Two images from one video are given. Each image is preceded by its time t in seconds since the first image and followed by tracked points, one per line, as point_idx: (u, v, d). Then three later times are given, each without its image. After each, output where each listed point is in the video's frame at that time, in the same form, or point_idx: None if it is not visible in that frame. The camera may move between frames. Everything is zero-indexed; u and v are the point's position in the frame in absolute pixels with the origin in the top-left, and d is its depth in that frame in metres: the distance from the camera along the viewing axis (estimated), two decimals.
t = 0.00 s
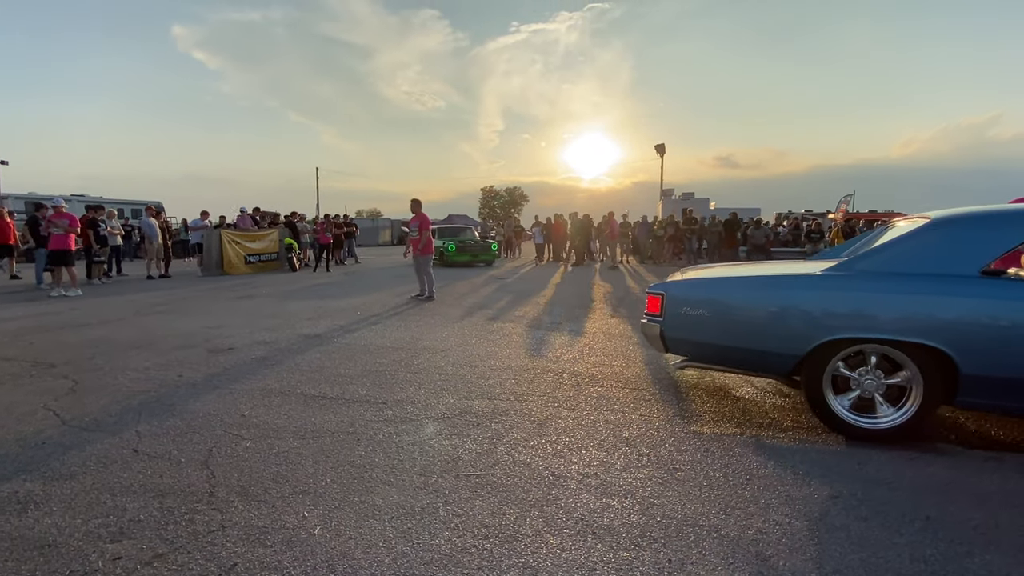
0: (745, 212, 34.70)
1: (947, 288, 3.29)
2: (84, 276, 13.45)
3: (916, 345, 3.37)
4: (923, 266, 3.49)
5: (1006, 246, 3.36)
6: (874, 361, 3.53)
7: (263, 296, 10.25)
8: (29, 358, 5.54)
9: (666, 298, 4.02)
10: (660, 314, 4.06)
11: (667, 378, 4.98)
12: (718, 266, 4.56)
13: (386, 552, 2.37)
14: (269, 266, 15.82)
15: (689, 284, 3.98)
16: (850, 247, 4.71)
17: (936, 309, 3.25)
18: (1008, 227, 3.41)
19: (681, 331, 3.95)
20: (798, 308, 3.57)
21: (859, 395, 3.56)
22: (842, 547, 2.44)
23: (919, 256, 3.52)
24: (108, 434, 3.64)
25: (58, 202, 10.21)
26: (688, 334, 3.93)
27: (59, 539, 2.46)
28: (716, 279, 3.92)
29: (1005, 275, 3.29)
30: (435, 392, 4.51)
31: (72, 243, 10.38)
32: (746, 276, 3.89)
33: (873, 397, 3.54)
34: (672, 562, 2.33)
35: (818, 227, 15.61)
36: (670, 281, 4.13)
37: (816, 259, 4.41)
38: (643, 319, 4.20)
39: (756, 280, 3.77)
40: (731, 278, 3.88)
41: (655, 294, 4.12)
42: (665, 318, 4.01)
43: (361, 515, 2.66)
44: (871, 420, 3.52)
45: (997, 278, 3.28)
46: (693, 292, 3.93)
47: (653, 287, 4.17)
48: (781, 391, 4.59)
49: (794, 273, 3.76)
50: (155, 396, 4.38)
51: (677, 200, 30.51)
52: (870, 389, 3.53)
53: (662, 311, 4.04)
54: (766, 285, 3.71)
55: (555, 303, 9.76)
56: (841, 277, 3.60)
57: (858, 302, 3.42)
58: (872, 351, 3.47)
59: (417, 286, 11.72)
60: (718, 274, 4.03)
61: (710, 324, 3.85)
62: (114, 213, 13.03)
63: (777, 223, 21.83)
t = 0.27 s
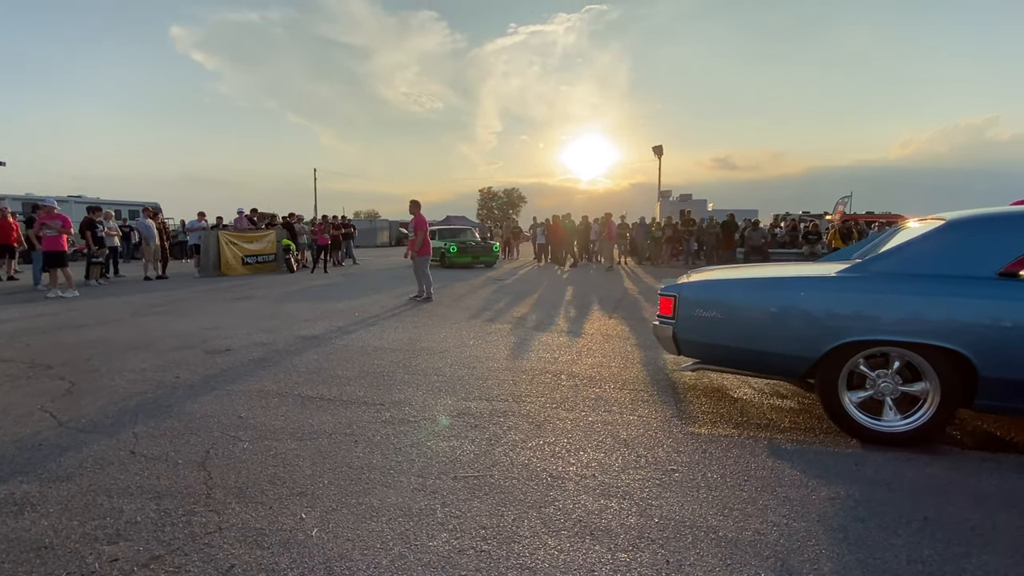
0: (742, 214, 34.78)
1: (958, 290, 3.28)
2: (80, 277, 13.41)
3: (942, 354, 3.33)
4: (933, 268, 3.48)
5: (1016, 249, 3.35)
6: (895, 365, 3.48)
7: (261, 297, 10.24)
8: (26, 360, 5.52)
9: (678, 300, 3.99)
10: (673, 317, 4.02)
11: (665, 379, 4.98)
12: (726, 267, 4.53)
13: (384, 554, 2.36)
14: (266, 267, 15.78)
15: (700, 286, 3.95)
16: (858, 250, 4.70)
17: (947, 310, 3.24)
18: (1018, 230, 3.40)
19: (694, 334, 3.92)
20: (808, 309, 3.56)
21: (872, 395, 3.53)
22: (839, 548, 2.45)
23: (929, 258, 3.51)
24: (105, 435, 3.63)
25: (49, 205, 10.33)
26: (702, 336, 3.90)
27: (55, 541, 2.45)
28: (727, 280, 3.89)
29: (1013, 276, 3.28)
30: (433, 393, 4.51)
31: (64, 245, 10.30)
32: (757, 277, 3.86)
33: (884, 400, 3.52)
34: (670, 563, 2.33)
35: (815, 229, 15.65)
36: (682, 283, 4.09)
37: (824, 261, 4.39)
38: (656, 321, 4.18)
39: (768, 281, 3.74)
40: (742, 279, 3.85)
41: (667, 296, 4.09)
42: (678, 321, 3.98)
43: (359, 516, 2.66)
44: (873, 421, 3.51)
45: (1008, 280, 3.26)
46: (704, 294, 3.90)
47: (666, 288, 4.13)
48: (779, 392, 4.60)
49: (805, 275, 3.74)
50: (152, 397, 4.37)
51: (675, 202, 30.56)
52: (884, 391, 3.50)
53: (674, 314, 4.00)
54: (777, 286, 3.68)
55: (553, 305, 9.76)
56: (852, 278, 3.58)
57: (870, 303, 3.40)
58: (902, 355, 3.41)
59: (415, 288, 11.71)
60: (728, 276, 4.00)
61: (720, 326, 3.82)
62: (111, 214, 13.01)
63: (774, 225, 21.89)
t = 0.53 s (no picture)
0: (741, 215, 34.82)
1: (962, 291, 3.28)
2: (77, 279, 13.38)
3: (953, 360, 3.32)
4: (938, 270, 3.48)
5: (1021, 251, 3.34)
6: (908, 369, 3.45)
7: (259, 298, 10.22)
8: (23, 361, 5.50)
9: (685, 302, 3.98)
10: (679, 319, 4.02)
11: (663, 380, 4.99)
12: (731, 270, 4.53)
13: (382, 556, 2.36)
14: (264, 268, 15.76)
15: (705, 287, 3.95)
16: (864, 252, 4.69)
17: (952, 312, 3.23)
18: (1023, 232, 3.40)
19: (700, 336, 3.92)
20: (812, 311, 3.55)
21: (878, 395, 3.52)
22: (838, 549, 2.45)
23: (934, 260, 3.51)
24: (102, 437, 3.62)
25: (44, 206, 10.29)
26: (708, 338, 3.89)
27: (52, 543, 2.44)
28: (733, 282, 3.89)
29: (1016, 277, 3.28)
30: (431, 395, 4.50)
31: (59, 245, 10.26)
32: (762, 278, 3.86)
33: (889, 401, 3.51)
34: (668, 564, 2.33)
35: (814, 230, 15.68)
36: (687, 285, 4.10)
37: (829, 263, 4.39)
38: (663, 323, 4.17)
39: (773, 283, 3.74)
40: (747, 280, 3.85)
41: (674, 299, 4.08)
42: (684, 323, 3.98)
43: (357, 518, 2.65)
44: (874, 421, 3.51)
45: (1012, 281, 3.26)
46: (709, 295, 3.90)
47: (673, 290, 4.13)
48: (777, 393, 4.60)
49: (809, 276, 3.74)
50: (150, 399, 4.36)
51: (673, 202, 30.60)
52: (890, 392, 3.49)
53: (680, 316, 4.00)
54: (782, 288, 3.68)
55: (551, 305, 9.75)
56: (857, 280, 3.57)
57: (875, 305, 3.40)
58: (916, 359, 3.39)
59: (413, 288, 11.69)
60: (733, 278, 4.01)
61: (726, 328, 3.82)
62: (108, 215, 12.98)
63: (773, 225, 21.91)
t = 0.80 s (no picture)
0: (739, 215, 34.83)
1: (963, 292, 3.28)
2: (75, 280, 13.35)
3: (959, 364, 3.32)
4: (938, 270, 3.48)
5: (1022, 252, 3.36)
6: (915, 372, 3.45)
7: (257, 299, 10.21)
8: (21, 362, 5.49)
9: (688, 303, 3.97)
10: (683, 320, 4.01)
11: (662, 381, 4.99)
12: (732, 271, 4.54)
13: (380, 556, 2.36)
14: (262, 268, 15.74)
15: (708, 288, 3.94)
16: (865, 253, 4.71)
17: (954, 312, 3.23)
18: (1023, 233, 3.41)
19: (703, 337, 3.90)
20: (814, 311, 3.55)
21: (882, 394, 3.53)
22: (836, 549, 2.45)
23: (937, 261, 3.51)
24: (100, 438, 3.62)
25: (41, 207, 10.26)
26: (711, 339, 3.88)
27: (50, 544, 2.44)
28: (735, 283, 3.88)
29: (1015, 278, 3.30)
30: (430, 395, 4.50)
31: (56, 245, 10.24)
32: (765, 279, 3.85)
33: (892, 401, 3.51)
34: (667, 565, 2.33)
35: (813, 230, 15.67)
36: (690, 286, 4.08)
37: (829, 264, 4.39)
38: (666, 324, 4.17)
39: (776, 283, 3.73)
40: (750, 281, 3.85)
41: (678, 300, 4.07)
42: (687, 323, 3.97)
43: (356, 518, 2.65)
44: (874, 421, 3.51)
45: (1017, 282, 3.27)
46: (712, 296, 3.89)
47: (676, 292, 4.12)
48: (775, 393, 4.61)
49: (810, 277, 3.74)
50: (148, 400, 4.35)
51: (672, 203, 30.59)
52: (894, 393, 3.50)
53: (684, 316, 3.99)
54: (783, 289, 3.69)
55: (550, 306, 9.75)
56: (858, 280, 3.58)
57: (876, 305, 3.40)
58: (925, 362, 3.38)
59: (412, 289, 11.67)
60: (735, 278, 4.00)
61: (728, 329, 3.81)
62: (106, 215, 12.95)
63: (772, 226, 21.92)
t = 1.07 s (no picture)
0: (738, 215, 34.86)
1: (963, 292, 3.29)
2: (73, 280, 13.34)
3: (964, 367, 3.32)
4: (939, 271, 3.49)
5: None
6: (920, 373, 3.45)
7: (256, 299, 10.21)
8: (19, 362, 5.48)
9: (690, 303, 3.97)
10: (685, 320, 4.01)
11: (661, 381, 4.99)
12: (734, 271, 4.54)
13: (380, 557, 2.36)
14: (261, 269, 15.73)
15: (711, 288, 3.94)
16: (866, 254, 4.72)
17: (954, 312, 3.24)
18: None
19: (706, 337, 3.90)
20: (815, 312, 3.56)
21: (884, 394, 3.53)
22: (835, 548, 2.46)
23: (940, 261, 3.52)
24: (99, 438, 3.61)
25: (39, 208, 10.24)
26: (714, 340, 3.88)
27: (49, 545, 2.44)
28: (738, 283, 3.88)
29: (1016, 279, 3.30)
30: (429, 396, 4.49)
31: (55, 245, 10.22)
32: (766, 279, 3.86)
33: (894, 401, 3.52)
34: (666, 565, 2.33)
35: (810, 230, 15.68)
36: (693, 286, 4.08)
37: (830, 264, 4.40)
38: (667, 324, 4.17)
39: (777, 283, 3.74)
40: (751, 281, 3.85)
41: (680, 300, 4.07)
42: (689, 324, 3.97)
43: (355, 519, 2.65)
44: (875, 420, 3.52)
45: (1019, 283, 3.27)
46: (715, 296, 3.88)
47: (678, 292, 4.12)
48: (774, 393, 4.61)
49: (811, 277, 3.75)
50: (147, 400, 4.35)
51: (670, 203, 30.61)
52: (897, 393, 3.50)
53: (686, 317, 3.99)
54: (783, 289, 3.69)
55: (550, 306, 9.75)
56: (859, 281, 3.58)
57: (877, 305, 3.41)
58: (931, 364, 3.38)
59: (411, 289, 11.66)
60: (738, 279, 4.00)
61: (731, 329, 3.81)
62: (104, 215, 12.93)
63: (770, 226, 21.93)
